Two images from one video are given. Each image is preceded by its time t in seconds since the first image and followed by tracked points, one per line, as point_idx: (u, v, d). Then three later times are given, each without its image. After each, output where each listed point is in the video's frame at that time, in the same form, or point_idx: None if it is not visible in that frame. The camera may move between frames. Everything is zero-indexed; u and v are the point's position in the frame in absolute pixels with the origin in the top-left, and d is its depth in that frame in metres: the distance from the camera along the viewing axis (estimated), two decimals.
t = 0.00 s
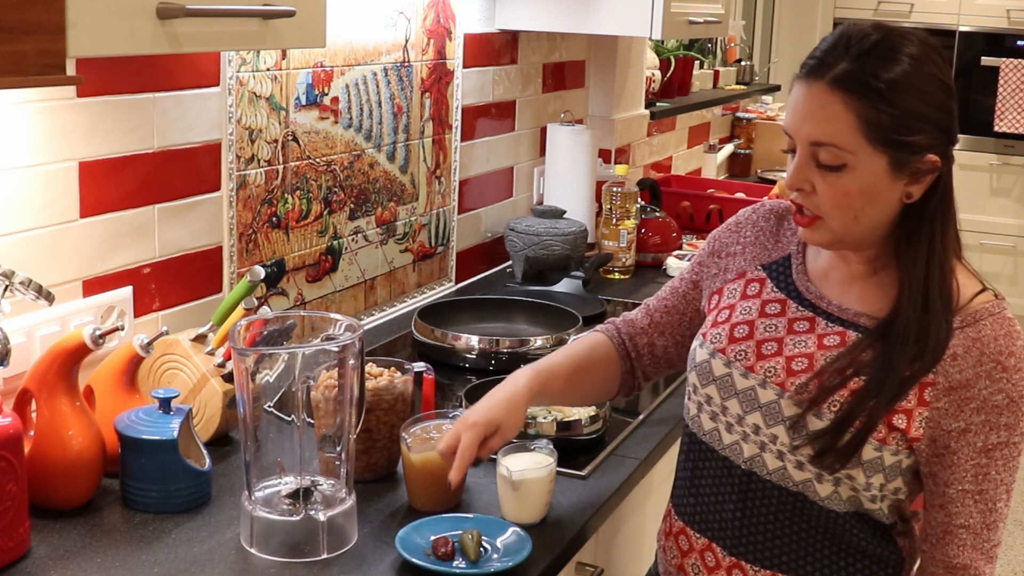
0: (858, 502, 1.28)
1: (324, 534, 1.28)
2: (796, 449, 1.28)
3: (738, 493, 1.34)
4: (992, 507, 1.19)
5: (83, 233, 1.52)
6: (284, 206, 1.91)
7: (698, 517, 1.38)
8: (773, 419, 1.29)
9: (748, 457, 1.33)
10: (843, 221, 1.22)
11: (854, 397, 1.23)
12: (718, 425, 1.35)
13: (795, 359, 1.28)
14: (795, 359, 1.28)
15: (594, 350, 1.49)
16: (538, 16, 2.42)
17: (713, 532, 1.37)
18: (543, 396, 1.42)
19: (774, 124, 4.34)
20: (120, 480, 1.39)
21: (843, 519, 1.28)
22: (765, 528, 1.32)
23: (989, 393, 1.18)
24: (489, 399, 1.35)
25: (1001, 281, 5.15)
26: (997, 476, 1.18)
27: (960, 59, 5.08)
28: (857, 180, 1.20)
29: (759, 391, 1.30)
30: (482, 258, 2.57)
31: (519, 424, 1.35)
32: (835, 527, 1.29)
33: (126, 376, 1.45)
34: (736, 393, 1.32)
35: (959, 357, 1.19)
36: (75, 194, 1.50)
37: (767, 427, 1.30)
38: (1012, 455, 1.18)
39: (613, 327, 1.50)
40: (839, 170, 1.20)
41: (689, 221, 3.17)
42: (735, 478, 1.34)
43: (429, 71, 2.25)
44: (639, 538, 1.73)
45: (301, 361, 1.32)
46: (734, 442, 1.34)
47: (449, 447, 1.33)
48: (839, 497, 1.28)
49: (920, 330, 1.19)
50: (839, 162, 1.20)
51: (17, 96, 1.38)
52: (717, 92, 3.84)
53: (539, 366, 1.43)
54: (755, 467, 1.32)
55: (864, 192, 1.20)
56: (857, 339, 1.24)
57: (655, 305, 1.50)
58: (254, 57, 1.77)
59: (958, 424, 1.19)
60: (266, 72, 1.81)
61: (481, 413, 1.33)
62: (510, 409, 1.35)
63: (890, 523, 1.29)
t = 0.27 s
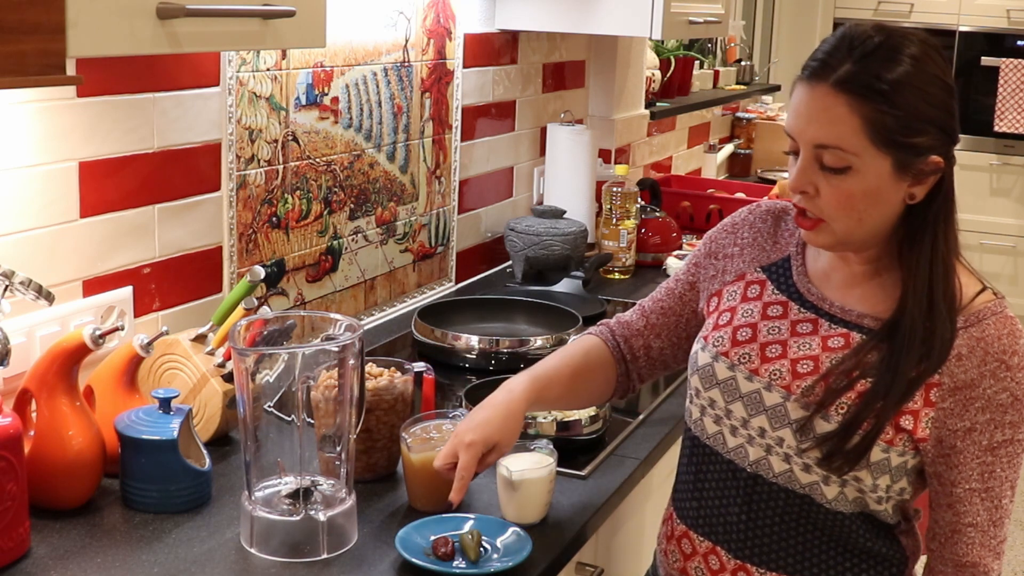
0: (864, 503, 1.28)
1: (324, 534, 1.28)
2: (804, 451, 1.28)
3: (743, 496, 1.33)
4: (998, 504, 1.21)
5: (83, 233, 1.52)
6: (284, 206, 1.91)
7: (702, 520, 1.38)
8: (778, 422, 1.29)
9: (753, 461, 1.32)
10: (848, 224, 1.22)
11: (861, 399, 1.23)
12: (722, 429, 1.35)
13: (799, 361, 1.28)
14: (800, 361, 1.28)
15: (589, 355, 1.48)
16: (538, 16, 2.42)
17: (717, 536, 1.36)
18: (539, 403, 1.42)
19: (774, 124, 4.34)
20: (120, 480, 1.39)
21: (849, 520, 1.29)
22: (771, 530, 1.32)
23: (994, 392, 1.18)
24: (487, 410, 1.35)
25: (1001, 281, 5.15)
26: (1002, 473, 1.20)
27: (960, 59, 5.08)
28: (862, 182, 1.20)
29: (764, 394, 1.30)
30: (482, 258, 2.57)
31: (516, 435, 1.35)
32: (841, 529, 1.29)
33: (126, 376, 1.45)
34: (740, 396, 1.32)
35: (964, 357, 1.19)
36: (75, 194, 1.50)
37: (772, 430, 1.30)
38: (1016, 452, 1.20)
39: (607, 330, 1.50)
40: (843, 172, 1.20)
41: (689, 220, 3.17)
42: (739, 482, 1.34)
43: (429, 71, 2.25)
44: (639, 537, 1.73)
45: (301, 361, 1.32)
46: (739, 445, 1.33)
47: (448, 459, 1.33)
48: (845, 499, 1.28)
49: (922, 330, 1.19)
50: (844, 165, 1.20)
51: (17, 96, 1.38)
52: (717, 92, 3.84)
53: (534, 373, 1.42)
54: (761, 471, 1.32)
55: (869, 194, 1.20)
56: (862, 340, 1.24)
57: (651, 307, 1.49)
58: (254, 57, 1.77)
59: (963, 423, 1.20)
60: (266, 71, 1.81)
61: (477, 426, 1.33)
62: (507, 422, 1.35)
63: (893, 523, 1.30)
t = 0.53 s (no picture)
0: (860, 502, 1.28)
1: (324, 535, 1.28)
2: (799, 451, 1.28)
3: (739, 496, 1.34)
4: (994, 503, 1.20)
5: (83, 233, 1.52)
6: (284, 206, 1.91)
7: (699, 520, 1.38)
8: (774, 422, 1.29)
9: (749, 460, 1.32)
10: (844, 224, 1.22)
11: (856, 399, 1.23)
12: (719, 428, 1.35)
13: (795, 361, 1.28)
14: (795, 361, 1.28)
15: (586, 357, 1.48)
16: (538, 16, 2.42)
17: (714, 535, 1.36)
18: (537, 408, 1.42)
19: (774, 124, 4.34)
20: (120, 480, 1.39)
21: (844, 519, 1.29)
22: (767, 530, 1.32)
23: (989, 391, 1.18)
24: (484, 416, 1.35)
25: (1001, 281, 5.14)
26: (999, 472, 1.19)
27: (960, 59, 5.08)
28: (856, 181, 1.20)
29: (760, 394, 1.30)
30: (482, 258, 2.57)
31: (512, 440, 1.34)
32: (836, 528, 1.29)
33: (126, 376, 1.45)
34: (736, 396, 1.32)
35: (959, 356, 1.19)
36: (75, 194, 1.50)
37: (768, 429, 1.30)
38: (1013, 452, 1.19)
39: (606, 332, 1.50)
40: (836, 172, 1.20)
41: (689, 220, 3.17)
42: (736, 481, 1.34)
43: (429, 71, 2.25)
44: (639, 537, 1.73)
45: (301, 361, 1.32)
46: (735, 445, 1.33)
47: (446, 465, 1.32)
48: (841, 498, 1.28)
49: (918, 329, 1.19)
50: (836, 165, 1.20)
51: (17, 96, 1.38)
52: (717, 92, 3.85)
53: (532, 377, 1.42)
54: (756, 470, 1.32)
55: (863, 193, 1.20)
56: (857, 340, 1.24)
57: (649, 309, 1.49)
58: (254, 57, 1.77)
59: (959, 422, 1.20)
60: (266, 72, 1.81)
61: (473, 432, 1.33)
62: (505, 427, 1.34)
63: (890, 523, 1.30)
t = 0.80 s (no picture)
0: (857, 501, 1.28)
1: (325, 535, 1.28)
2: (795, 449, 1.28)
3: (736, 494, 1.34)
4: (989, 503, 1.19)
5: (83, 233, 1.52)
6: (284, 206, 1.91)
7: (696, 519, 1.38)
8: (770, 420, 1.29)
9: (746, 459, 1.32)
10: (841, 222, 1.22)
11: (852, 397, 1.23)
12: (716, 427, 1.35)
13: (791, 359, 1.28)
14: (792, 360, 1.28)
15: (587, 357, 1.48)
16: (538, 16, 2.42)
17: (712, 534, 1.36)
18: (538, 404, 1.42)
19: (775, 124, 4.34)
20: (120, 480, 1.39)
21: (841, 517, 1.28)
22: (764, 528, 1.32)
23: (985, 389, 1.18)
24: (485, 409, 1.35)
25: (1002, 282, 5.13)
26: (994, 471, 1.18)
27: (960, 59, 5.09)
28: (852, 179, 1.20)
29: (756, 392, 1.30)
30: (482, 258, 2.57)
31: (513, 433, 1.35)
32: (833, 527, 1.29)
33: (126, 376, 1.45)
34: (733, 395, 1.32)
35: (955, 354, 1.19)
36: (75, 194, 1.50)
37: (765, 428, 1.30)
38: (1008, 451, 1.19)
39: (607, 332, 1.50)
40: (832, 170, 1.20)
41: (689, 220, 3.17)
42: (733, 480, 1.34)
43: (429, 71, 2.25)
44: (639, 537, 1.73)
45: (301, 361, 1.32)
46: (732, 443, 1.33)
47: (443, 453, 1.34)
48: (837, 496, 1.28)
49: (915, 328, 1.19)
50: (831, 163, 1.20)
51: (17, 96, 1.38)
52: (717, 92, 3.85)
53: (534, 372, 1.42)
54: (754, 468, 1.32)
55: (858, 191, 1.20)
56: (853, 338, 1.24)
57: (649, 309, 1.49)
58: (254, 57, 1.77)
59: (955, 421, 1.20)
60: (266, 72, 1.81)
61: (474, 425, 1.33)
62: (506, 420, 1.35)
63: (887, 522, 1.29)
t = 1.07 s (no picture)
0: (855, 497, 1.28)
1: (324, 535, 1.28)
2: (793, 445, 1.28)
3: (735, 492, 1.34)
4: (987, 498, 1.20)
5: (83, 233, 1.52)
6: (284, 206, 1.91)
7: (695, 518, 1.38)
8: (768, 417, 1.29)
9: (744, 456, 1.32)
10: (837, 215, 1.22)
11: (849, 392, 1.23)
12: (715, 425, 1.35)
13: (789, 356, 1.28)
14: (789, 356, 1.28)
15: (596, 354, 1.48)
16: (538, 16, 2.42)
17: (711, 532, 1.36)
18: (550, 395, 1.42)
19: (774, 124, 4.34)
20: (120, 480, 1.39)
21: (840, 514, 1.28)
22: (763, 525, 1.32)
23: (982, 384, 1.18)
24: (508, 391, 1.35)
25: (1001, 282, 5.13)
26: (992, 466, 1.19)
27: (960, 59, 5.09)
28: (847, 171, 1.20)
29: (755, 389, 1.30)
30: (482, 258, 2.57)
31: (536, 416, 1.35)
32: (833, 523, 1.29)
33: (126, 376, 1.45)
34: (731, 392, 1.32)
35: (952, 349, 1.19)
36: (75, 195, 1.50)
37: (762, 425, 1.30)
38: (1006, 446, 1.19)
39: (609, 333, 1.50)
40: (826, 161, 1.20)
41: (689, 221, 3.17)
42: (731, 477, 1.34)
43: (429, 71, 2.25)
44: (639, 537, 1.73)
45: (301, 361, 1.32)
46: (731, 441, 1.34)
47: (470, 442, 1.30)
48: (836, 492, 1.28)
49: (912, 324, 1.19)
50: (826, 155, 1.20)
51: (17, 96, 1.38)
52: (717, 92, 3.85)
53: (548, 364, 1.42)
54: (752, 466, 1.32)
55: (853, 182, 1.20)
56: (850, 335, 1.24)
57: (649, 311, 1.49)
58: (254, 57, 1.77)
59: (952, 416, 1.20)
60: (266, 72, 1.81)
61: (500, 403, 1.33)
62: (528, 399, 1.35)
63: (886, 518, 1.29)
